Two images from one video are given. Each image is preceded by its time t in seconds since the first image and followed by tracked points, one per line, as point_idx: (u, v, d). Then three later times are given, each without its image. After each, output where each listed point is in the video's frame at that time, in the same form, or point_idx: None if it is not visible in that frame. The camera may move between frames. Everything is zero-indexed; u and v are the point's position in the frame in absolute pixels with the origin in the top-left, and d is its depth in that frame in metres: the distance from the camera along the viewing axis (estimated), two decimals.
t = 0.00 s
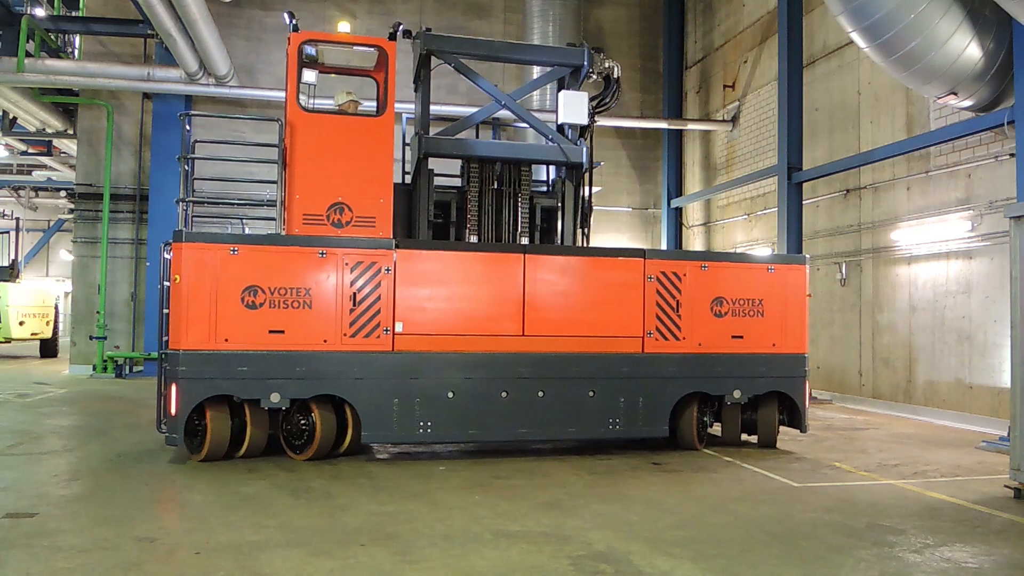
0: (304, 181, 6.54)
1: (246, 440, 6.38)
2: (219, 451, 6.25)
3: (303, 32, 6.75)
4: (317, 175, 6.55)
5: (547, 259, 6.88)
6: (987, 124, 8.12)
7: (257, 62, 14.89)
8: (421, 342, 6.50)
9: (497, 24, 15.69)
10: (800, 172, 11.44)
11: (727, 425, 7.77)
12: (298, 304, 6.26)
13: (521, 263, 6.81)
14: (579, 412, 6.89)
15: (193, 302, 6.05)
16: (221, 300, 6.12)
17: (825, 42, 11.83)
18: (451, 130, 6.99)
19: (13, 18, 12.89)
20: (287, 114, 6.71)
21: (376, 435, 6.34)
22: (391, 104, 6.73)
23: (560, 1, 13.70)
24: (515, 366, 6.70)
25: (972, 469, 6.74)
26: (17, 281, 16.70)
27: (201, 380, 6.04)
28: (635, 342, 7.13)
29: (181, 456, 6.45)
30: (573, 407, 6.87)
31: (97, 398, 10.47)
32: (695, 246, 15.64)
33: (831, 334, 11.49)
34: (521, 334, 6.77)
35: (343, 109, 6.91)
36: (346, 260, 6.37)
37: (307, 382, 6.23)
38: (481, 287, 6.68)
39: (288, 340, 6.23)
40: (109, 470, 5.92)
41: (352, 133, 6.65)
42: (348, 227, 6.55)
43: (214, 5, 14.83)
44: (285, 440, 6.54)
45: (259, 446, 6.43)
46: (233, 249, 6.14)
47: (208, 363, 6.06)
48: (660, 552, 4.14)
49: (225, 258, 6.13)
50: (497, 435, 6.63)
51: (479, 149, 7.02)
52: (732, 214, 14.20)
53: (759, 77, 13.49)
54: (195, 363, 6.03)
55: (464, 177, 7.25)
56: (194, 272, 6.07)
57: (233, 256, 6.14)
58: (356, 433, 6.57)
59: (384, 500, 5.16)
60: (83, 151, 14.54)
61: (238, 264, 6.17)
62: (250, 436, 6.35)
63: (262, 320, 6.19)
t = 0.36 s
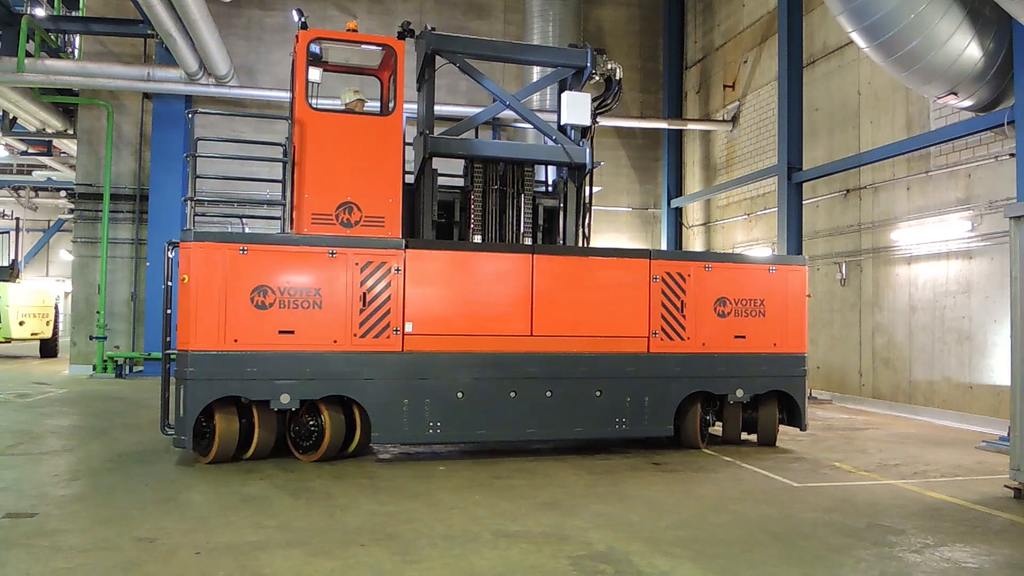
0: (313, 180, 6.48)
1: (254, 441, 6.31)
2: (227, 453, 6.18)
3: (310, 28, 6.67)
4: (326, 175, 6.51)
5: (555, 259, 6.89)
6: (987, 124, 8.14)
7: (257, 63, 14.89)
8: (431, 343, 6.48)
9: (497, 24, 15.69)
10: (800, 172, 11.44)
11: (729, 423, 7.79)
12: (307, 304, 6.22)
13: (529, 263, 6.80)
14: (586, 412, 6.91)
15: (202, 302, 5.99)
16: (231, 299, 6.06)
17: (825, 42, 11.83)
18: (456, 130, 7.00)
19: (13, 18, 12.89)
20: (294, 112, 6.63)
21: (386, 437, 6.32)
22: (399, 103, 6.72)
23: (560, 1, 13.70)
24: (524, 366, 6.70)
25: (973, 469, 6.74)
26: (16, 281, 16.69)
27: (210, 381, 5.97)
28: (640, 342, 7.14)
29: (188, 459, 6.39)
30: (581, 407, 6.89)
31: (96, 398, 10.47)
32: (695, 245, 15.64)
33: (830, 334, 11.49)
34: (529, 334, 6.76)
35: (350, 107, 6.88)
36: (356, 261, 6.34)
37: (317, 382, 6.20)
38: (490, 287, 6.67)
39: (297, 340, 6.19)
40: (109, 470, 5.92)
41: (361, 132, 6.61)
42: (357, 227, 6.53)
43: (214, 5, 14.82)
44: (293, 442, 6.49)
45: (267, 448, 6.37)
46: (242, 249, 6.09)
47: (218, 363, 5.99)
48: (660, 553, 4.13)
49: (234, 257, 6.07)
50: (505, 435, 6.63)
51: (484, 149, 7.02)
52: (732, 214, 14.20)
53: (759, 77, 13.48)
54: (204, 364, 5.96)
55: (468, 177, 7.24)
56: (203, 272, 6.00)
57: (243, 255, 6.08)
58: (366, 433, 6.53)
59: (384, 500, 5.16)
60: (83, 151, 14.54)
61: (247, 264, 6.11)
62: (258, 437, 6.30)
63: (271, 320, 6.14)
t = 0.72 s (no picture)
0: (323, 179, 6.47)
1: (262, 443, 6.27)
2: (236, 454, 6.11)
3: (319, 26, 6.63)
4: (336, 174, 6.50)
5: (564, 260, 6.89)
6: (988, 124, 8.16)
7: (257, 63, 14.90)
8: (441, 342, 6.48)
9: (497, 24, 15.69)
10: (800, 172, 11.44)
11: (729, 422, 7.83)
12: (318, 304, 6.18)
13: (538, 263, 6.81)
14: (593, 412, 6.92)
15: (212, 302, 5.92)
16: (242, 299, 6.00)
17: (825, 42, 11.83)
18: (460, 130, 7.01)
19: (13, 18, 12.89)
20: (303, 110, 6.59)
21: (397, 437, 6.31)
22: (408, 103, 6.71)
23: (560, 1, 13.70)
24: (533, 366, 6.71)
25: (973, 469, 6.74)
26: (17, 281, 16.69)
27: (221, 382, 5.91)
28: (646, 342, 7.16)
29: (194, 462, 6.29)
30: (588, 407, 6.91)
31: (97, 398, 10.47)
32: (695, 245, 15.64)
33: (830, 334, 11.49)
34: (538, 334, 6.77)
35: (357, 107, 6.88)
36: (367, 260, 6.31)
37: (328, 383, 6.15)
38: (499, 287, 6.67)
39: (308, 340, 6.15)
40: (109, 470, 5.92)
41: (370, 132, 6.60)
42: (367, 227, 6.52)
43: (214, 5, 14.81)
44: (302, 443, 6.43)
45: (276, 449, 6.31)
46: (253, 249, 6.03)
47: (228, 364, 5.93)
48: (660, 552, 4.13)
49: (245, 257, 6.01)
50: (514, 435, 6.64)
51: (488, 149, 7.02)
52: (732, 214, 14.20)
53: (759, 77, 13.48)
54: (214, 364, 5.90)
55: (472, 177, 7.24)
56: (213, 271, 5.94)
57: (253, 255, 6.02)
58: (375, 434, 6.48)
59: (384, 500, 5.16)
60: (83, 151, 14.54)
61: (258, 264, 6.06)
62: (268, 438, 6.26)
63: (282, 321, 6.09)
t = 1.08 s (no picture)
0: (334, 177, 6.38)
1: (271, 445, 6.21)
2: (245, 457, 6.04)
3: (329, 23, 6.55)
4: (346, 172, 6.41)
5: (571, 260, 6.90)
6: (987, 124, 8.11)
7: (257, 63, 14.90)
8: (450, 342, 6.46)
9: (497, 24, 15.69)
10: (800, 172, 11.44)
11: (729, 421, 7.85)
12: (329, 305, 6.13)
13: (546, 263, 6.82)
14: (600, 411, 6.93)
15: (222, 302, 5.84)
16: (253, 299, 5.93)
17: (825, 42, 11.83)
18: (466, 131, 7.02)
19: (13, 18, 12.88)
20: (311, 108, 6.50)
21: (407, 438, 6.28)
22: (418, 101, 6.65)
23: (560, 1, 13.70)
24: (541, 367, 6.71)
25: (973, 469, 6.74)
26: (17, 281, 16.70)
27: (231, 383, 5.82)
28: (651, 342, 7.18)
29: (199, 465, 6.19)
30: (595, 407, 6.91)
31: (97, 398, 10.47)
32: (695, 245, 15.65)
33: (830, 334, 11.50)
34: (545, 334, 6.78)
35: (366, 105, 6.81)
36: (378, 260, 6.28)
37: (339, 384, 6.11)
38: (507, 288, 6.67)
39: (319, 341, 6.09)
40: (109, 470, 5.93)
41: (380, 131, 6.52)
42: (376, 227, 6.43)
43: (214, 5, 14.81)
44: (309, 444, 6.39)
45: (284, 451, 6.26)
46: (264, 248, 5.96)
47: (239, 365, 5.85)
48: (660, 552, 4.13)
49: (255, 256, 5.93)
50: (522, 435, 6.63)
51: (493, 149, 7.04)
52: (732, 214, 14.20)
53: (759, 76, 13.49)
54: (224, 365, 5.80)
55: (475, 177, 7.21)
56: (223, 271, 5.85)
57: (264, 254, 5.95)
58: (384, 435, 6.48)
59: (384, 500, 5.16)
60: (83, 151, 14.54)
61: (269, 264, 5.99)
62: (276, 440, 6.19)
63: (293, 320, 6.03)
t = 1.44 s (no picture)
0: (345, 177, 6.37)
1: (280, 447, 6.18)
2: (255, 458, 6.00)
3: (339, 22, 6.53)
4: (358, 172, 6.42)
5: (580, 261, 6.92)
6: (987, 124, 8.10)
7: (257, 63, 14.90)
8: (460, 342, 6.45)
9: (497, 24, 15.69)
10: (800, 172, 11.45)
11: (728, 421, 7.88)
12: (340, 305, 6.09)
13: (555, 265, 6.83)
14: (606, 410, 6.94)
15: (234, 302, 5.76)
16: (265, 299, 5.86)
17: (825, 42, 11.83)
18: (472, 130, 7.00)
19: (13, 18, 12.88)
20: (322, 107, 6.47)
21: (417, 438, 6.25)
22: (428, 102, 6.69)
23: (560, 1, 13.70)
24: (549, 367, 6.72)
25: (973, 469, 6.74)
26: (17, 281, 16.69)
27: (243, 385, 5.73)
28: (655, 342, 7.21)
29: (207, 467, 6.12)
30: (602, 406, 6.92)
31: (96, 398, 10.47)
32: (695, 245, 15.64)
33: (830, 334, 11.50)
34: (553, 334, 6.79)
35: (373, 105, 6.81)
36: (390, 260, 6.25)
37: (351, 385, 6.07)
38: (517, 288, 6.67)
39: (331, 342, 6.05)
40: (109, 470, 5.93)
41: (390, 131, 6.54)
42: (386, 227, 6.44)
43: (214, 5, 14.80)
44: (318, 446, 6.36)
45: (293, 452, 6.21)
46: (276, 247, 5.89)
47: (250, 366, 5.76)
48: (660, 552, 4.13)
49: (267, 256, 5.86)
50: (531, 435, 6.63)
51: (499, 149, 7.01)
52: (732, 214, 14.20)
53: (759, 76, 13.49)
54: (237, 366, 5.72)
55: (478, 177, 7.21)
56: (235, 272, 5.77)
57: (277, 254, 5.89)
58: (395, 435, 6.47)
59: (384, 500, 5.16)
60: (83, 151, 14.54)
61: (281, 263, 5.92)
62: (286, 442, 6.13)
63: (305, 320, 5.97)
